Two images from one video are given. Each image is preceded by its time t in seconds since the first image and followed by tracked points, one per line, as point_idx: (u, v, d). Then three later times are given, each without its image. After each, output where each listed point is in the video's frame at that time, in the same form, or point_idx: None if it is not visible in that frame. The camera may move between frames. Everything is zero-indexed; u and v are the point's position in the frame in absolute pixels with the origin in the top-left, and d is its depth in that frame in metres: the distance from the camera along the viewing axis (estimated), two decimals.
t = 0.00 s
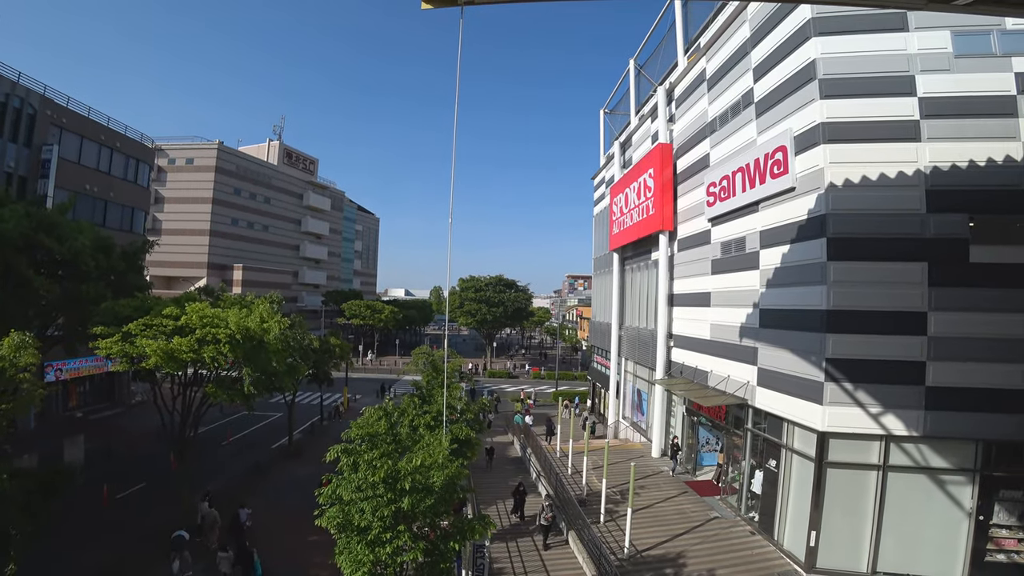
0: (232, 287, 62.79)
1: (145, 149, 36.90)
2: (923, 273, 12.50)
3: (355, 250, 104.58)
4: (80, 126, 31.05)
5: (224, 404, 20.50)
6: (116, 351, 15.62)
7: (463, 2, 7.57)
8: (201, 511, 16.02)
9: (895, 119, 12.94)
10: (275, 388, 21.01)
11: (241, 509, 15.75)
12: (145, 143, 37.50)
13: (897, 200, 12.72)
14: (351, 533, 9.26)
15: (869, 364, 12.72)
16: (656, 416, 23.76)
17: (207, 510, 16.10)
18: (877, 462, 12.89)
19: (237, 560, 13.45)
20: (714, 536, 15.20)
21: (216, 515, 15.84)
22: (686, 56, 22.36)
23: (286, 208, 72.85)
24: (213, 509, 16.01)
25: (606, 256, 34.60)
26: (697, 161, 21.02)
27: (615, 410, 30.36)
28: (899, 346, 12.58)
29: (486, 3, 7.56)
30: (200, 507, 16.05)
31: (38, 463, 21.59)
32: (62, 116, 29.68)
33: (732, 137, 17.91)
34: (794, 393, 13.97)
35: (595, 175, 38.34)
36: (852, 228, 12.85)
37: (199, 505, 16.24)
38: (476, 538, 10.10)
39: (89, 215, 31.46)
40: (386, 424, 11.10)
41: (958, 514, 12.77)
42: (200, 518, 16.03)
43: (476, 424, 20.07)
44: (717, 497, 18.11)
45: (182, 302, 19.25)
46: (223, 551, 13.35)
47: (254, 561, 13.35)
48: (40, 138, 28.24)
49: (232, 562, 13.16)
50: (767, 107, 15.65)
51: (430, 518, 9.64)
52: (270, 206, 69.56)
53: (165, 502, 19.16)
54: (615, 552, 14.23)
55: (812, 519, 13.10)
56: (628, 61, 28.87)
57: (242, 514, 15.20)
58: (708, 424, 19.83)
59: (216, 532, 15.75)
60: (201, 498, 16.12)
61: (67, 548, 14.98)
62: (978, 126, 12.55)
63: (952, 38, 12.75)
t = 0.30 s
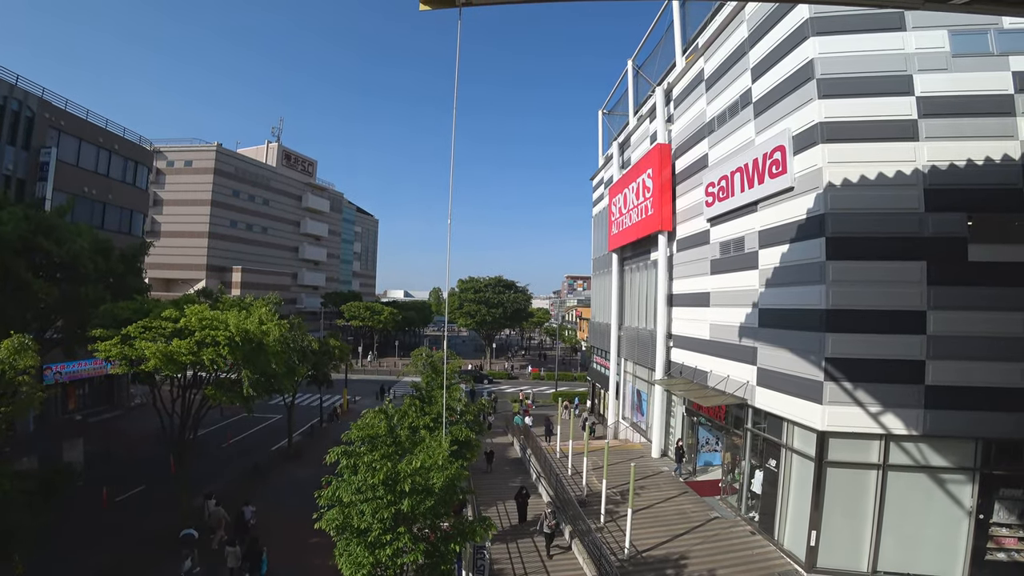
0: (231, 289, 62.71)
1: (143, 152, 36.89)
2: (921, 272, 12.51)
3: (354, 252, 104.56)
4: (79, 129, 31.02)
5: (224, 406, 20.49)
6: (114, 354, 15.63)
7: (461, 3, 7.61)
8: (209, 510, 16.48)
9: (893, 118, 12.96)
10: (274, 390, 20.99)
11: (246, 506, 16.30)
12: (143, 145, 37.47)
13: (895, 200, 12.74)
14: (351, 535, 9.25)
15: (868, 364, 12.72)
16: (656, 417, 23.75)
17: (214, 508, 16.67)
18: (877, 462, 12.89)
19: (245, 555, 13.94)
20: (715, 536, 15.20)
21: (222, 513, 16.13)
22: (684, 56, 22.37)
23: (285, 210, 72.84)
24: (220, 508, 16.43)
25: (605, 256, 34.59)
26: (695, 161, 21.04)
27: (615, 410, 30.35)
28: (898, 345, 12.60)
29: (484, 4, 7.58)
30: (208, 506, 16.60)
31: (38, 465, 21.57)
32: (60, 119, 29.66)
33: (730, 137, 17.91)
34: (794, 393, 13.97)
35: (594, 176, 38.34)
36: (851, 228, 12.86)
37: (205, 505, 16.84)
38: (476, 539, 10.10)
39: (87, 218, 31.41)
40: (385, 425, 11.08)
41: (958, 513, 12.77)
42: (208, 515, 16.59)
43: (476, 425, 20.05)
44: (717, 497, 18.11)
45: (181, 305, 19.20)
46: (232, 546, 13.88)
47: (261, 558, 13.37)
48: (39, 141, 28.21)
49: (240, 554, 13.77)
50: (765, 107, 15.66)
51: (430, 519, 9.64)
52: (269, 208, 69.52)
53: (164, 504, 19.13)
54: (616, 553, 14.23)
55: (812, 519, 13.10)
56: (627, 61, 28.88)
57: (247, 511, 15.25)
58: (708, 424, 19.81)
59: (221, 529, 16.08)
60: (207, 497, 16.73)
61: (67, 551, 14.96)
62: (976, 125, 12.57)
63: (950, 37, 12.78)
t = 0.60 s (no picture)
0: (230, 290, 62.64)
1: (142, 153, 36.90)
2: (920, 272, 12.52)
3: (353, 253, 104.56)
4: (78, 130, 31.01)
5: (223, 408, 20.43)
6: (114, 355, 15.63)
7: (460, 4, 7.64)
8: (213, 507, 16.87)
9: (891, 118, 12.98)
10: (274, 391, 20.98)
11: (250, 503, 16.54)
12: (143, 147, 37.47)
13: (894, 200, 12.75)
14: (351, 537, 9.25)
15: (867, 364, 12.73)
16: (655, 417, 23.74)
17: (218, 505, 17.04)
18: (877, 462, 12.89)
19: (255, 549, 13.98)
20: (715, 537, 15.20)
21: (228, 511, 16.62)
22: (683, 57, 22.40)
23: (284, 211, 72.83)
24: (225, 504, 16.88)
25: (604, 257, 34.59)
26: (695, 162, 21.05)
27: (614, 411, 30.34)
28: (897, 345, 12.61)
29: (483, 6, 7.61)
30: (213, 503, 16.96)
31: (37, 467, 21.52)
32: (59, 120, 29.65)
33: (729, 138, 17.93)
34: (794, 393, 13.96)
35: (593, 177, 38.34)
36: (849, 228, 12.88)
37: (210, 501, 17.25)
38: (476, 541, 10.10)
39: (86, 219, 31.40)
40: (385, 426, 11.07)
41: (958, 513, 12.77)
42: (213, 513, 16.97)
43: (476, 426, 20.05)
44: (717, 498, 18.10)
45: (180, 306, 19.18)
46: (241, 541, 13.87)
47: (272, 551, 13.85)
48: (38, 143, 28.19)
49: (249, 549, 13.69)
50: (764, 107, 15.67)
51: (430, 521, 9.63)
52: (268, 209, 69.50)
53: (164, 506, 19.11)
54: (616, 553, 14.24)
55: (812, 519, 13.10)
56: (626, 62, 28.91)
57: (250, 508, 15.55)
58: (707, 425, 19.79)
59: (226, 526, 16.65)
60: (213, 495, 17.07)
61: (67, 552, 14.94)
62: (974, 126, 12.60)
63: (948, 38, 12.80)
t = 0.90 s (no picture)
0: (232, 292, 62.69)
1: (144, 154, 36.97)
2: (921, 272, 12.50)
3: (354, 254, 104.66)
4: (79, 132, 31.06)
5: (225, 408, 20.45)
6: (115, 356, 15.63)
7: (460, 5, 7.65)
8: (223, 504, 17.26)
9: (892, 117, 12.96)
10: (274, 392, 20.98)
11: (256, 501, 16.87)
12: (144, 148, 37.50)
13: (895, 199, 12.73)
14: (352, 538, 9.24)
15: (869, 363, 12.71)
16: (657, 417, 23.71)
17: (227, 503, 17.49)
18: (879, 461, 12.87)
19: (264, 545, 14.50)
20: (717, 537, 15.18)
21: (236, 507, 17.01)
22: (684, 57, 22.38)
23: (285, 212, 72.91)
24: (234, 501, 17.25)
25: (605, 257, 34.59)
26: (695, 161, 21.04)
27: (616, 411, 30.33)
28: (899, 344, 12.59)
29: (483, 6, 7.63)
30: (222, 501, 17.40)
31: (39, 468, 21.57)
32: (60, 121, 29.68)
33: (730, 138, 17.93)
34: (795, 393, 13.95)
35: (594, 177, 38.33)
36: (850, 227, 12.87)
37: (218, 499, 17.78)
38: (478, 542, 10.09)
39: (88, 221, 31.46)
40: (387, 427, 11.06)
41: (960, 513, 12.75)
42: (223, 510, 17.42)
43: (477, 426, 20.04)
44: (719, 498, 18.09)
45: (182, 307, 19.19)
46: (250, 538, 14.57)
47: (283, 546, 14.20)
48: (39, 145, 28.24)
49: (258, 544, 14.49)
50: (765, 107, 15.65)
51: (431, 522, 9.64)
52: (269, 210, 69.59)
53: (166, 506, 19.15)
54: (618, 554, 14.22)
55: (815, 519, 13.08)
56: (626, 62, 28.88)
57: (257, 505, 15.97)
58: (709, 425, 19.76)
59: (235, 522, 16.99)
60: (222, 493, 17.57)
61: (67, 553, 14.98)
62: (975, 124, 12.58)
63: (948, 37, 12.78)
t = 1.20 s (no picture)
0: (234, 293, 62.78)
1: (146, 157, 37.04)
2: (924, 268, 12.47)
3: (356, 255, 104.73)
4: (81, 135, 31.13)
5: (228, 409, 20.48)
6: (118, 358, 15.65)
7: (459, 7, 7.66)
8: (233, 501, 17.72)
9: (894, 114, 12.92)
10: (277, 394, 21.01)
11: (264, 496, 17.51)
12: (146, 151, 37.59)
13: (897, 196, 12.69)
14: (356, 538, 9.25)
15: (872, 361, 12.68)
16: (660, 416, 23.65)
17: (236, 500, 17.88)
18: (882, 459, 12.84)
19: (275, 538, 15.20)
20: (720, 536, 15.16)
21: (246, 504, 17.43)
22: (684, 55, 22.34)
23: (287, 213, 73.00)
24: (243, 498, 17.69)
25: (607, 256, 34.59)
26: (696, 160, 21.01)
27: (618, 410, 30.30)
28: (902, 342, 12.55)
29: (483, 6, 7.62)
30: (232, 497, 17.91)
31: (44, 471, 21.66)
32: (62, 125, 29.77)
33: (731, 136, 17.90)
34: (798, 391, 13.92)
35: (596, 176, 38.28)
36: (852, 224, 12.83)
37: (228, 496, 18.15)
38: (482, 542, 10.08)
39: (90, 223, 31.54)
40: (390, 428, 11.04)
41: (965, 510, 12.71)
42: (232, 507, 17.80)
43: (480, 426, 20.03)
44: (722, 496, 18.07)
45: (184, 309, 19.22)
46: (261, 532, 15.00)
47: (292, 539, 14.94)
48: (41, 148, 28.32)
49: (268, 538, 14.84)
50: (766, 104, 15.61)
51: (435, 521, 9.65)
52: (271, 211, 69.68)
53: (169, 508, 19.19)
54: (621, 553, 14.20)
55: (819, 517, 13.04)
56: (627, 60, 28.83)
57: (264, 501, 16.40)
58: (712, 423, 19.72)
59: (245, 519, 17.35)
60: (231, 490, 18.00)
61: (70, 556, 15.00)
62: (976, 121, 12.53)
63: (950, 33, 12.74)
